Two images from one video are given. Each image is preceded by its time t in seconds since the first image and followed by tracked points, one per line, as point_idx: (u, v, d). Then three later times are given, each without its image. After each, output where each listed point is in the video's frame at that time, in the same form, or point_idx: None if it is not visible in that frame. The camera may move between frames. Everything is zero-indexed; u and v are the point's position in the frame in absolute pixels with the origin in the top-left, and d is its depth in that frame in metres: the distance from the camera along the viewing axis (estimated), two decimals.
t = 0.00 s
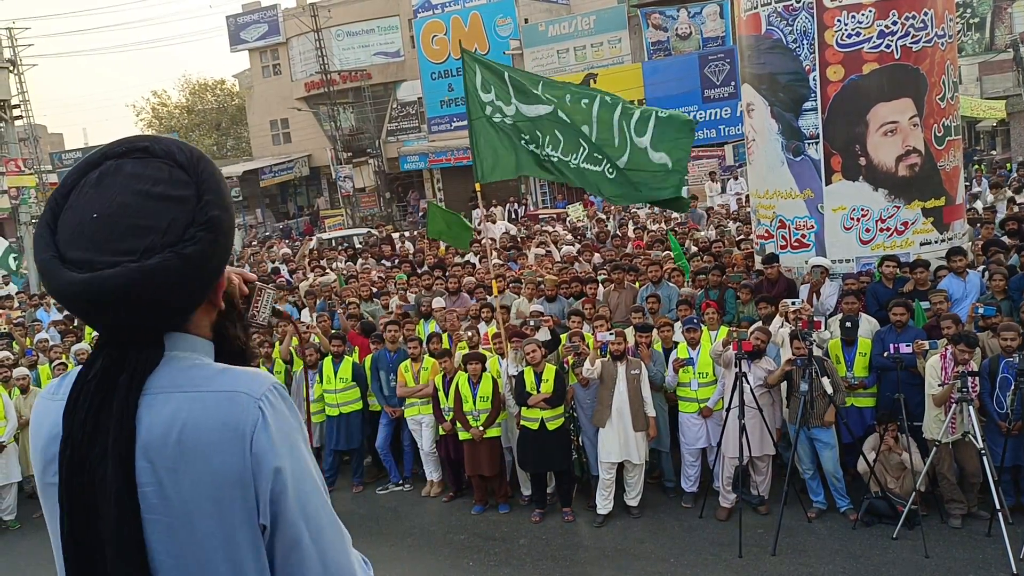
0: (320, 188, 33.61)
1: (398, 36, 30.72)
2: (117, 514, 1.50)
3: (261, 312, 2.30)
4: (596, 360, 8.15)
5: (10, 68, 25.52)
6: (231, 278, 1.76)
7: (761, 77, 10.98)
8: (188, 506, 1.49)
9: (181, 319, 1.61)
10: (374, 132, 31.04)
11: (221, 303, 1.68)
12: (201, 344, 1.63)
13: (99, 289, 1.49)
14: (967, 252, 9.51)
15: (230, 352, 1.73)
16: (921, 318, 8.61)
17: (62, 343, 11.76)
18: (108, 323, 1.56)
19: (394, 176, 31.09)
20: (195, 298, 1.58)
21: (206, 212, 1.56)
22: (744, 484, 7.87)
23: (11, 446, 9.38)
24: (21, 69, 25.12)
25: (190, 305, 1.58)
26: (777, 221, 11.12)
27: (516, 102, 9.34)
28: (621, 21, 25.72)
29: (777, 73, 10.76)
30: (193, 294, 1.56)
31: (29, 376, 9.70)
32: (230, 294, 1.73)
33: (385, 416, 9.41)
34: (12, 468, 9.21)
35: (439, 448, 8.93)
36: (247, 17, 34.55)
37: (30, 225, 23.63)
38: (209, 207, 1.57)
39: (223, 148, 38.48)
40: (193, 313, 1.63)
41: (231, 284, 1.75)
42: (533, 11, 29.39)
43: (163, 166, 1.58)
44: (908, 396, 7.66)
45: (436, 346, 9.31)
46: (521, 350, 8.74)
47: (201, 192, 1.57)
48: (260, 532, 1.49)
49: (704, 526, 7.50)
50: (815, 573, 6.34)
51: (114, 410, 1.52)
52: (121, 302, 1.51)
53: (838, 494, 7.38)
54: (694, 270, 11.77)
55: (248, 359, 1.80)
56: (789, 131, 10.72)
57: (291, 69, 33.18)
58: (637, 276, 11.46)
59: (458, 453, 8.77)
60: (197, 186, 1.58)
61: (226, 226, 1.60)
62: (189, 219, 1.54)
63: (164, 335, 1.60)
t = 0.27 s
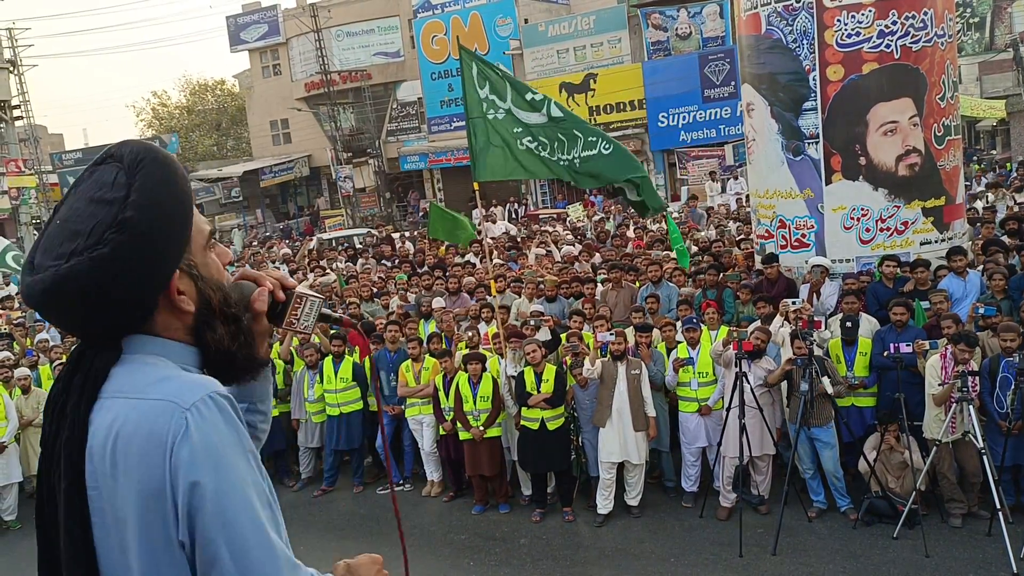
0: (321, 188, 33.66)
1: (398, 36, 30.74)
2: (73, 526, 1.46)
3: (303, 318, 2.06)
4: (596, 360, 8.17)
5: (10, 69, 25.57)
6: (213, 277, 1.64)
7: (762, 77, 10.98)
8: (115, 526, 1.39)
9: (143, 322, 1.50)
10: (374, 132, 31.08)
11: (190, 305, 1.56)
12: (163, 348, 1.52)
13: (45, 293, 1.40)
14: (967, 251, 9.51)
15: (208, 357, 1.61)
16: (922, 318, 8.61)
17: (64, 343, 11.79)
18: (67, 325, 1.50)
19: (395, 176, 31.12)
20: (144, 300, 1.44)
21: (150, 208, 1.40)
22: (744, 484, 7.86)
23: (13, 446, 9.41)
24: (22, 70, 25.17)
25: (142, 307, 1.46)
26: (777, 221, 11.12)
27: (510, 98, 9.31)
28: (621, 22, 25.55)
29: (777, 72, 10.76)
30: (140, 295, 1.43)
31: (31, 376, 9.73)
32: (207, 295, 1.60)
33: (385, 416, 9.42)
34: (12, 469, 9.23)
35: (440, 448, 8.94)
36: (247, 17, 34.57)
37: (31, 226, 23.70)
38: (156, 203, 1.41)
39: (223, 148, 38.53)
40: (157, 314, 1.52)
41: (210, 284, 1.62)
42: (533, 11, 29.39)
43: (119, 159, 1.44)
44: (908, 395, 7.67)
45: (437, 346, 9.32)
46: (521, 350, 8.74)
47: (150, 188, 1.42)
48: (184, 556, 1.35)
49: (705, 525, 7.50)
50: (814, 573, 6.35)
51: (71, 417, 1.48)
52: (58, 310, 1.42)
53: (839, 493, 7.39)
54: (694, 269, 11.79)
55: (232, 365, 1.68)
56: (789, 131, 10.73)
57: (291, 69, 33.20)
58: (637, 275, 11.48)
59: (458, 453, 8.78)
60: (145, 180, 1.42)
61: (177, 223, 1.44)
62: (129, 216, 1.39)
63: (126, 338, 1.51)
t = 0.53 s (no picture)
0: (321, 188, 33.64)
1: (398, 35, 30.72)
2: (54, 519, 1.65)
3: (314, 325, 1.96)
4: (596, 359, 8.17)
5: (9, 69, 25.53)
6: (190, 283, 1.69)
7: (762, 76, 10.97)
8: (61, 529, 1.52)
9: (109, 319, 1.63)
10: (374, 132, 31.06)
11: (153, 307, 1.62)
12: (125, 346, 1.63)
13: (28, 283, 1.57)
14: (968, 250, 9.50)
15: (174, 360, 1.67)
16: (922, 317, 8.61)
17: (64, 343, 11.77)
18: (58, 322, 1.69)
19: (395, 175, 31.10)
20: (105, 298, 1.57)
21: (125, 212, 1.55)
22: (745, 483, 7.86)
23: (13, 446, 9.40)
24: (21, 70, 25.13)
25: (103, 305, 1.59)
26: (777, 220, 11.12)
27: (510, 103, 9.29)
28: (621, 21, 25.65)
29: (777, 72, 10.76)
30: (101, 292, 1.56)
31: (32, 376, 9.72)
32: (175, 299, 1.65)
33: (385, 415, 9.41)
34: (12, 469, 9.22)
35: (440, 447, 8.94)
36: (247, 17, 34.53)
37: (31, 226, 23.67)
38: (138, 209, 1.57)
39: (223, 148, 38.49)
40: (121, 313, 1.63)
41: (184, 290, 1.67)
42: (533, 10, 29.36)
43: (105, 161, 1.60)
44: (909, 395, 7.66)
45: (438, 346, 9.32)
46: (521, 350, 8.74)
47: (127, 192, 1.57)
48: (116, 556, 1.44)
49: (705, 525, 7.50)
50: (815, 572, 6.34)
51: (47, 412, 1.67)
52: (36, 306, 1.60)
53: (839, 492, 7.39)
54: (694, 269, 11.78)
55: (204, 370, 1.71)
56: (789, 130, 10.73)
57: (291, 68, 33.17)
58: (637, 275, 11.48)
59: (458, 453, 8.78)
60: (124, 183, 1.57)
61: (144, 225, 1.57)
62: (100, 216, 1.54)
63: (97, 335, 1.65)
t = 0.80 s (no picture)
0: (321, 188, 33.68)
1: (398, 35, 30.75)
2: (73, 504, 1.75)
3: (314, 329, 1.87)
4: (596, 359, 8.21)
5: (9, 70, 25.57)
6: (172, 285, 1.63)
7: (761, 76, 10.98)
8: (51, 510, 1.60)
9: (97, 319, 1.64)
10: (374, 132, 31.09)
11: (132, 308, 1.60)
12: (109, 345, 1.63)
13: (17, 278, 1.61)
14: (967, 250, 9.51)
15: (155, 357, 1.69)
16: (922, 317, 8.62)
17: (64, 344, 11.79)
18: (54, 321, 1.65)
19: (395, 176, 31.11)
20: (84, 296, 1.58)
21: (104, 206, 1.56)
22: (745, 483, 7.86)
23: (14, 446, 9.42)
24: (22, 70, 25.17)
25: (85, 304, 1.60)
26: (777, 220, 11.12)
27: (522, 103, 9.32)
28: (621, 21, 25.69)
29: (776, 72, 10.77)
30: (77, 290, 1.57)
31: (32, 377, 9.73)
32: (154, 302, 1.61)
33: (386, 416, 9.43)
34: (13, 470, 9.22)
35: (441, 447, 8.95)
36: (247, 17, 34.56)
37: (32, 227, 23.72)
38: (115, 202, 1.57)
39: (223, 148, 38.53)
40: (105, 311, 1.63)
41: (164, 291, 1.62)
42: (533, 11, 29.38)
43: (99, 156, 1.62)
44: (909, 395, 7.67)
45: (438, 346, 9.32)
46: (520, 350, 8.75)
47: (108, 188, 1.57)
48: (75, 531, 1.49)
49: (705, 525, 7.51)
50: (815, 572, 6.34)
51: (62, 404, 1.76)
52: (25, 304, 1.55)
53: (839, 492, 7.39)
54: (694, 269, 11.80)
55: (187, 365, 1.76)
56: (789, 131, 10.74)
57: (291, 69, 33.20)
58: (637, 275, 11.49)
59: (459, 453, 8.78)
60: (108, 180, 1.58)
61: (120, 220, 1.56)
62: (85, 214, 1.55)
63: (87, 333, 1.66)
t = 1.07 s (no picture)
0: (321, 188, 33.66)
1: (398, 35, 30.71)
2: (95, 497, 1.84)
3: (316, 327, 1.90)
4: (596, 360, 8.20)
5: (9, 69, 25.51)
6: (164, 283, 1.70)
7: (762, 76, 10.98)
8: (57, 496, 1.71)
9: (102, 318, 1.76)
10: (375, 132, 31.06)
11: (127, 307, 1.70)
12: (112, 343, 1.75)
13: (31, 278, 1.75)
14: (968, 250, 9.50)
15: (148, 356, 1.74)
16: (923, 316, 8.62)
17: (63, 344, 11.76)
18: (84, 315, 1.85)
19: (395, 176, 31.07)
20: (85, 295, 1.70)
21: (102, 208, 1.67)
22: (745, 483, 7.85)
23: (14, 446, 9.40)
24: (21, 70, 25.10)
25: (90, 302, 1.73)
26: (777, 219, 11.12)
27: (510, 96, 9.36)
28: (621, 20, 25.63)
29: (777, 71, 10.76)
30: (76, 290, 1.69)
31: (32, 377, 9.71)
32: (143, 300, 1.69)
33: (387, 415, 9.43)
34: (13, 470, 9.21)
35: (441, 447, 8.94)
36: (247, 17, 34.51)
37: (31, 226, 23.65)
38: (110, 205, 1.67)
39: (223, 148, 38.48)
40: (109, 310, 1.75)
41: (155, 289, 1.69)
42: (533, 10, 29.36)
43: (106, 161, 1.74)
44: (909, 394, 7.66)
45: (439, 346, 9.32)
46: (521, 350, 8.74)
47: (107, 192, 1.68)
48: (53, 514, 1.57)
49: (706, 525, 7.50)
50: (816, 572, 6.33)
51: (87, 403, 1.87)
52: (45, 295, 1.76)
53: (840, 492, 7.39)
54: (694, 269, 11.79)
55: (176, 370, 1.73)
56: (789, 130, 10.74)
57: (291, 68, 33.16)
58: (638, 275, 11.48)
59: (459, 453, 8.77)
60: (108, 184, 1.69)
61: (112, 222, 1.66)
62: (86, 219, 1.66)
63: (98, 331, 1.79)
